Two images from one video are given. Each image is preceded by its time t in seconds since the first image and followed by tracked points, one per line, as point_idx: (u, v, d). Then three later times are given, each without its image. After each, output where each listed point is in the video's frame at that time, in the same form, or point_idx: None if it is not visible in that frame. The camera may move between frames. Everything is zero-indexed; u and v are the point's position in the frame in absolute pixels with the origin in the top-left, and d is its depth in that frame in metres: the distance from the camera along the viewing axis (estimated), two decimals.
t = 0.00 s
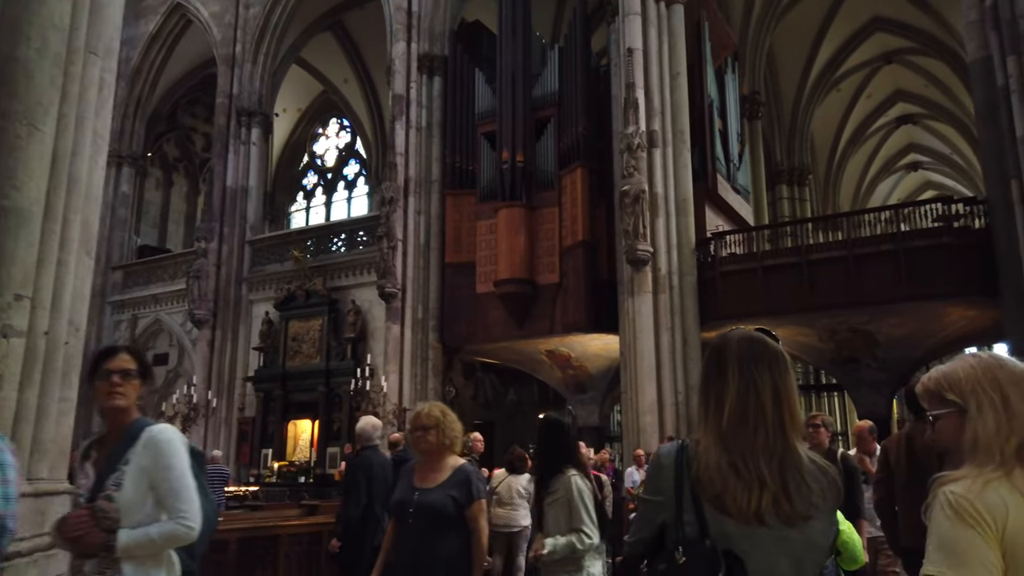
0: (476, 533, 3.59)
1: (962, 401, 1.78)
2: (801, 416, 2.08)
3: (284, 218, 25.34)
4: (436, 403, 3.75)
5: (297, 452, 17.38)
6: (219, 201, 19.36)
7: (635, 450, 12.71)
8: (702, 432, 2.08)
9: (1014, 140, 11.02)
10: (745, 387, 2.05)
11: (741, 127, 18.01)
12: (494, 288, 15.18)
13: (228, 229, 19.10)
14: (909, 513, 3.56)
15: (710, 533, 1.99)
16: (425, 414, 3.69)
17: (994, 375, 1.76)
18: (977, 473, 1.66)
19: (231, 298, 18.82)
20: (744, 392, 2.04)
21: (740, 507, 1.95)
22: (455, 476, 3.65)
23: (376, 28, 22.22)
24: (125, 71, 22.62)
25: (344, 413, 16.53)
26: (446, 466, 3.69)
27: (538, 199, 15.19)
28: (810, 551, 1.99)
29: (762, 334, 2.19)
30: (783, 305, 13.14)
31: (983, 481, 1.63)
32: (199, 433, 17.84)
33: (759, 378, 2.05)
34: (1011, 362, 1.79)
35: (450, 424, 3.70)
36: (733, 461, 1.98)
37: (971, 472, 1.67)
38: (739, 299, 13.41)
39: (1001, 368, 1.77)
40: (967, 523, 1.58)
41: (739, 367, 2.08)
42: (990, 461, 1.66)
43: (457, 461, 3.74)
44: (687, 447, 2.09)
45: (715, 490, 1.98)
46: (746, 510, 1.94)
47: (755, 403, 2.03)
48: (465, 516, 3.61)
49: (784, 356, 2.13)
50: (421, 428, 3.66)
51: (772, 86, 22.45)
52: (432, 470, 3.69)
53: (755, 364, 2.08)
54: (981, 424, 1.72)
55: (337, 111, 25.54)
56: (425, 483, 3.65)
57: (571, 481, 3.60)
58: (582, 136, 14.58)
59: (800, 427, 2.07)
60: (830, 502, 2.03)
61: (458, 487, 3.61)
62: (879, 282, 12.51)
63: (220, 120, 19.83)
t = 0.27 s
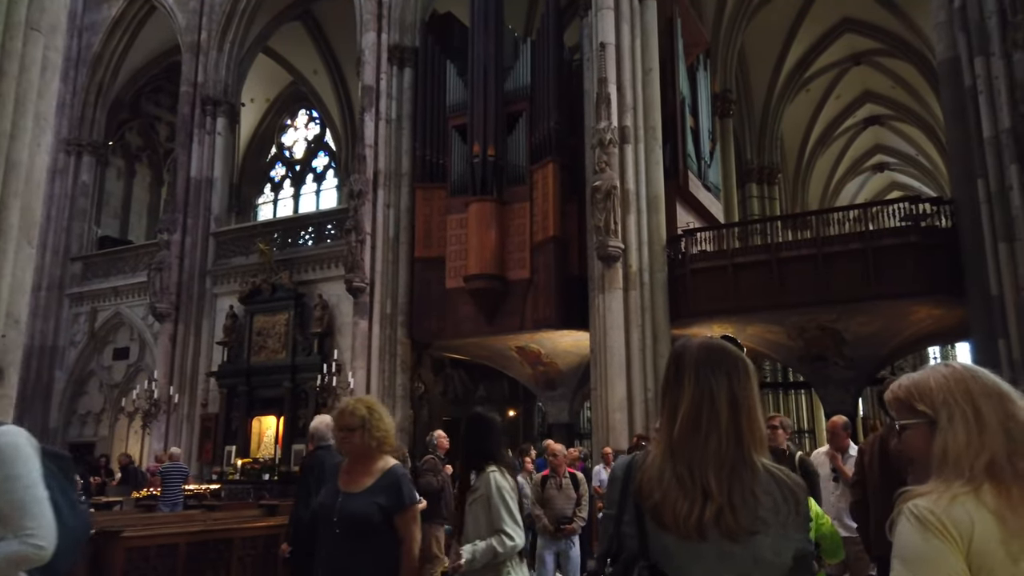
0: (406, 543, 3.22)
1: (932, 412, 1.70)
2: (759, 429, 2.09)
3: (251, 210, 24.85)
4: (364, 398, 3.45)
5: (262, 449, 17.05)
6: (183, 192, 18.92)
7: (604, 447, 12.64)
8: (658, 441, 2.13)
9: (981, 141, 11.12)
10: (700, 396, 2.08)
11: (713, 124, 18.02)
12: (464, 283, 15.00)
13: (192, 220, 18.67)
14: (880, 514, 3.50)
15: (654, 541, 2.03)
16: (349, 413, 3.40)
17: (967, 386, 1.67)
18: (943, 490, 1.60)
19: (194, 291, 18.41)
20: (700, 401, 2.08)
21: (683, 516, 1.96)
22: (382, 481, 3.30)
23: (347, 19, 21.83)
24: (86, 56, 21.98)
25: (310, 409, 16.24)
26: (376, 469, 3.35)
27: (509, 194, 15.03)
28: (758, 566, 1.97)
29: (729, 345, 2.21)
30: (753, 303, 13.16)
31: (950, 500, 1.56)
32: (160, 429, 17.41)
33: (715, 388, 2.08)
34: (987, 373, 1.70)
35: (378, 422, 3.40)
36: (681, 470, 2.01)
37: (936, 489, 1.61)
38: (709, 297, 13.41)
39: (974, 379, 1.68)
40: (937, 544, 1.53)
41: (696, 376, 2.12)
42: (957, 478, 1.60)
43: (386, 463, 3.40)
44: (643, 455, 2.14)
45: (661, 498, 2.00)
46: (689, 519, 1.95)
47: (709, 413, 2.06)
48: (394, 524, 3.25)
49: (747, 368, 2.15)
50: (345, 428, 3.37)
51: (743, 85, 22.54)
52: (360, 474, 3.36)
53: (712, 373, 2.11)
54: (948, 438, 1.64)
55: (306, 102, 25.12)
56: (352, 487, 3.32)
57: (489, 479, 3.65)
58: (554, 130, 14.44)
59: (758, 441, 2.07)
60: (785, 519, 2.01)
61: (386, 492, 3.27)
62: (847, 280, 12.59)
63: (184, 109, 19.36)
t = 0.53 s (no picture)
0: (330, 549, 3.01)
1: (885, 419, 1.60)
2: (731, 442, 2.02)
3: (229, 204, 24.49)
4: (280, 398, 3.23)
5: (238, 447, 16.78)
6: (158, 185, 18.57)
7: (585, 445, 12.54)
8: (629, 457, 2.08)
9: (962, 140, 11.13)
10: (666, 410, 2.03)
11: (695, 122, 17.97)
12: (445, 279, 14.83)
13: (167, 214, 18.33)
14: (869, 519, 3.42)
15: (621, 559, 1.98)
16: (264, 414, 3.15)
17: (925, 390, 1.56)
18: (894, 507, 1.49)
19: (169, 286, 18.09)
20: (668, 414, 2.03)
21: (651, 535, 1.91)
22: (302, 485, 3.05)
23: (327, 12, 21.52)
24: (59, 46, 21.52)
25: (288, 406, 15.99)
26: (295, 472, 3.11)
27: (491, 189, 14.87)
28: None
29: (701, 356, 2.17)
30: (734, 300, 13.12)
31: (898, 517, 1.46)
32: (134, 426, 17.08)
33: (683, 400, 2.03)
34: (947, 375, 1.58)
35: (295, 423, 3.16)
36: (647, 487, 1.96)
37: (884, 506, 1.51)
38: (691, 294, 13.37)
39: (932, 382, 1.57)
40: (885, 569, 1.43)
41: (663, 389, 2.08)
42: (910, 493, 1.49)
43: (306, 465, 3.16)
44: (615, 472, 2.09)
45: (629, 516, 1.96)
46: (656, 538, 1.90)
47: (676, 427, 2.01)
48: (315, 533, 3.01)
49: (718, 379, 2.09)
50: (260, 428, 3.12)
51: (726, 82, 22.54)
52: (278, 479, 3.10)
53: (679, 385, 2.06)
54: (897, 448, 1.54)
55: (286, 95, 24.81)
56: (269, 493, 3.07)
57: (423, 483, 3.21)
58: (536, 126, 14.32)
59: (729, 455, 2.02)
60: (758, 536, 1.95)
61: (305, 498, 3.02)
62: (829, 278, 12.58)
63: (160, 100, 19.00)
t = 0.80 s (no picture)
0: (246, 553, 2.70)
1: (835, 412, 1.68)
2: (706, 432, 2.04)
3: (205, 199, 24.07)
4: (194, 386, 2.93)
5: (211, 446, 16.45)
6: (131, 178, 18.18)
7: (564, 443, 12.43)
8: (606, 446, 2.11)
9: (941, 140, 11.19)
10: (640, 400, 2.05)
11: (676, 121, 17.91)
12: (424, 276, 14.65)
13: (140, 208, 17.93)
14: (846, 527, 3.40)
15: (602, 549, 2.02)
16: (175, 402, 2.82)
17: (877, 383, 1.63)
18: (837, 496, 1.57)
19: (141, 281, 17.71)
20: (633, 404, 2.07)
21: (625, 523, 1.95)
22: (215, 481, 2.74)
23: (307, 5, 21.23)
24: (30, 35, 21.01)
25: (262, 404, 15.71)
26: (209, 467, 2.79)
27: (471, 185, 14.71)
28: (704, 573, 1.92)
29: (679, 344, 2.17)
30: (715, 299, 13.09)
31: (838, 508, 1.54)
32: (103, 424, 16.68)
33: (644, 390, 2.07)
34: (899, 364, 1.65)
35: (211, 414, 2.85)
36: (621, 476, 1.98)
37: (825, 494, 1.58)
38: (671, 292, 13.33)
39: (880, 375, 1.64)
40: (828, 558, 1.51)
41: (638, 379, 2.09)
42: (851, 481, 1.56)
43: (223, 460, 2.84)
44: (593, 463, 2.12)
45: (604, 505, 2.00)
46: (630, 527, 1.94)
47: (649, 417, 2.03)
48: (230, 533, 2.70)
49: (693, 368, 2.09)
50: (169, 417, 2.80)
51: (706, 81, 22.55)
52: (192, 475, 2.78)
53: (653, 375, 2.08)
54: (843, 438, 1.61)
55: (263, 89, 24.45)
56: (178, 491, 2.75)
57: (362, 490, 2.82)
58: (518, 121, 14.19)
59: (705, 443, 2.03)
60: (735, 524, 1.96)
61: (220, 494, 2.71)
62: (809, 277, 12.59)
63: (133, 91, 18.60)
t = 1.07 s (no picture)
0: None
1: (809, 426, 1.80)
2: (686, 440, 2.02)
3: (162, 192, 23.46)
4: (86, 385, 2.57)
5: (166, 445, 16.02)
6: (85, 168, 17.61)
7: (528, 443, 12.34)
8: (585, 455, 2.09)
9: (903, 146, 11.36)
10: (620, 410, 2.04)
11: (644, 121, 17.92)
12: (388, 273, 14.43)
13: (94, 199, 17.38)
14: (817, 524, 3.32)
15: (578, 557, 1.99)
16: (62, 402, 2.48)
17: (849, 399, 1.75)
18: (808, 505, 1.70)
19: (94, 275, 17.18)
20: (616, 413, 2.05)
21: (601, 532, 1.94)
22: (109, 492, 2.38)
23: None
24: None
25: (220, 402, 15.33)
26: (101, 478, 2.42)
27: (437, 182, 14.53)
28: None
29: (660, 354, 2.14)
30: (679, 299, 13.13)
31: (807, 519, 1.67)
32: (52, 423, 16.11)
33: (627, 399, 2.05)
34: (872, 381, 1.77)
35: (106, 415, 2.50)
36: (597, 485, 1.97)
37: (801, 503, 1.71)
38: (636, 292, 13.34)
39: (856, 391, 1.75)
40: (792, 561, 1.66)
41: (619, 389, 2.08)
42: (821, 489, 1.69)
43: (120, 467, 2.48)
44: (571, 470, 2.11)
45: (580, 511, 1.99)
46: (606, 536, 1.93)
47: (628, 426, 2.01)
48: (124, 553, 2.36)
49: (674, 378, 2.07)
50: (58, 424, 2.44)
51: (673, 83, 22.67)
52: (83, 486, 2.43)
53: (638, 384, 2.06)
54: (817, 452, 1.73)
55: (225, 80, 23.92)
56: (67, 506, 2.39)
57: (286, 506, 2.73)
58: (485, 118, 14.05)
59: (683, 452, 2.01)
60: (712, 533, 1.95)
61: (112, 508, 2.36)
62: (772, 278, 12.68)
63: (89, 80, 18.03)
